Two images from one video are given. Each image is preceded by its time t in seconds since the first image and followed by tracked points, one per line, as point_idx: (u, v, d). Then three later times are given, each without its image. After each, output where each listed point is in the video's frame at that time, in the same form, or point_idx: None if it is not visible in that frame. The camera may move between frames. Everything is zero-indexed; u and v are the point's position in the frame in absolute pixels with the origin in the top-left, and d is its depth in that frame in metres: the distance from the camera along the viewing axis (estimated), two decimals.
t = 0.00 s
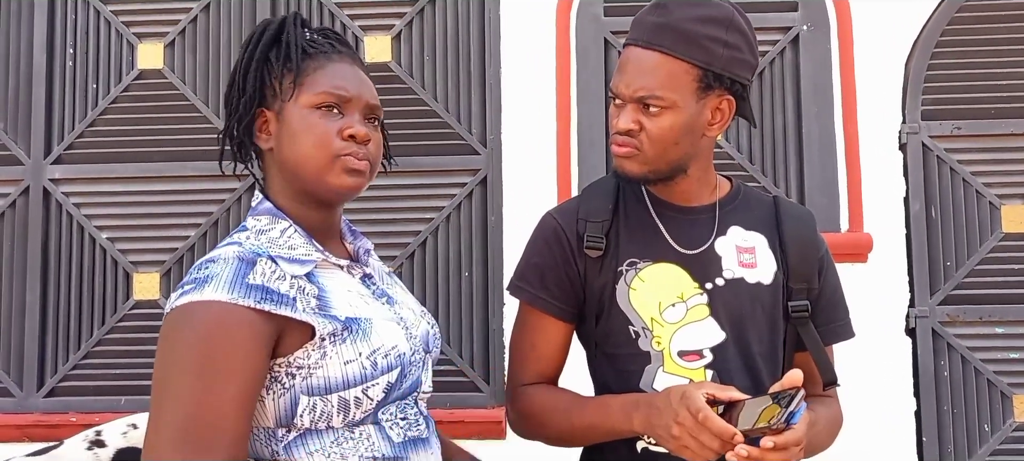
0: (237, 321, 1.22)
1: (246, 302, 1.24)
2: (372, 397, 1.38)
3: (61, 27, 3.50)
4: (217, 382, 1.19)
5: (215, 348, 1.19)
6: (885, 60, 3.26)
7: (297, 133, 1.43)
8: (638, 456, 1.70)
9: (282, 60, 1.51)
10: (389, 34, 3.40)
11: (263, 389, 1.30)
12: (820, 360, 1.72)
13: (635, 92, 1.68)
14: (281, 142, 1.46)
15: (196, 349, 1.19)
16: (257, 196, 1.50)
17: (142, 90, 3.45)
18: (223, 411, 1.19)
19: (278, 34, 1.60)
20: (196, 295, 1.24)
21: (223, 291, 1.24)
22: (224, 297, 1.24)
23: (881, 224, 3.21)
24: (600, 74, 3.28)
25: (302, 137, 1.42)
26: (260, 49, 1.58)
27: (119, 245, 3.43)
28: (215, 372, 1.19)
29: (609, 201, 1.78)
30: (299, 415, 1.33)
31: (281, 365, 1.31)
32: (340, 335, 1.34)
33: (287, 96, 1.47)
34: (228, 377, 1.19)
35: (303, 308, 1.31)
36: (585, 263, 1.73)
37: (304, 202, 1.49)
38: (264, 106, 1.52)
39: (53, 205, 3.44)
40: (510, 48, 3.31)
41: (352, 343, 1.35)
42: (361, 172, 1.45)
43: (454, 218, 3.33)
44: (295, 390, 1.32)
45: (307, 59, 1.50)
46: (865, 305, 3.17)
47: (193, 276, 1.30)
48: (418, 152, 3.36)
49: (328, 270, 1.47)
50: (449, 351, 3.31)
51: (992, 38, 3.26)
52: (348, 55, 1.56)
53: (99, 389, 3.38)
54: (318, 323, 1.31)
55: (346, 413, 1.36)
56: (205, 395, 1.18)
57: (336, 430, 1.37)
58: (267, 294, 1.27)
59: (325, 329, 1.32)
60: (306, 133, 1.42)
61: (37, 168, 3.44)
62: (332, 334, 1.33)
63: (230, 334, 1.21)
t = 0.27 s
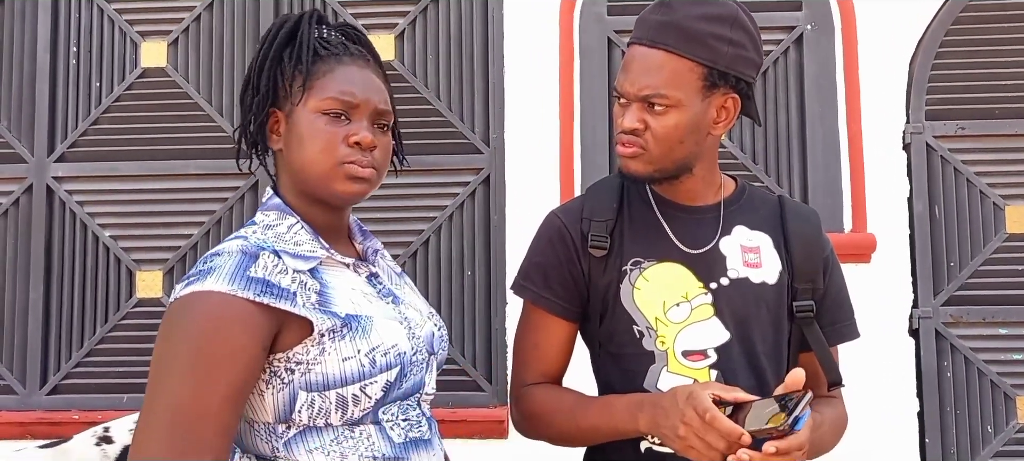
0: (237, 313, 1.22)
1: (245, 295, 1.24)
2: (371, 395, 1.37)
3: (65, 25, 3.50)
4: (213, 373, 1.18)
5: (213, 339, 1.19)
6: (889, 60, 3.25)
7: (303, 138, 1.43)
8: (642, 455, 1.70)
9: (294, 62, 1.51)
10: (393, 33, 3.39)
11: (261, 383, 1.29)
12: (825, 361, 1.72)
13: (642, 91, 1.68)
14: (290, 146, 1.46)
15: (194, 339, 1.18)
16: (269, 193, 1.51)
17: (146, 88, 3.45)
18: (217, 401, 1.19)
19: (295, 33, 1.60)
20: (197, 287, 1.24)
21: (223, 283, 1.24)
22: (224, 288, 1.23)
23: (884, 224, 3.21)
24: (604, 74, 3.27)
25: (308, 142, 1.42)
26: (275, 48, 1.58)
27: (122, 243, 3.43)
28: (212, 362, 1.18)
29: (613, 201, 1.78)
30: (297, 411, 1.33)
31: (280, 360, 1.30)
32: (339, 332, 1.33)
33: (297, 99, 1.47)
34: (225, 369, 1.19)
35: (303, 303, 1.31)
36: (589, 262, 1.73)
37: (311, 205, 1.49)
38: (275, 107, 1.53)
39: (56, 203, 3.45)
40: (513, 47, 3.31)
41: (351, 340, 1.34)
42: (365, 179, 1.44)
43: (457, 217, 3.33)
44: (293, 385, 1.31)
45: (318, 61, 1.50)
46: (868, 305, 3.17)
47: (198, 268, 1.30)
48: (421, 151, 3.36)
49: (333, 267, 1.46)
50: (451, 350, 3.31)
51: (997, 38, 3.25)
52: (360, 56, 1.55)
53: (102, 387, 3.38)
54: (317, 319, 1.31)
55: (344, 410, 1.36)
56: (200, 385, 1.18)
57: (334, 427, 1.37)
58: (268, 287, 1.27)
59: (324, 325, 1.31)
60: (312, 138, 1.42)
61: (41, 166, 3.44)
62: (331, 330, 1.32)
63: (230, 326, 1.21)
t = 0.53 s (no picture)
0: (245, 296, 1.22)
1: (257, 281, 1.24)
2: (377, 388, 1.36)
3: (70, 14, 3.50)
4: (220, 356, 1.18)
5: (221, 322, 1.19)
6: (895, 56, 3.24)
7: (319, 132, 1.44)
8: (645, 448, 1.70)
9: (313, 55, 1.51)
10: (398, 25, 3.39)
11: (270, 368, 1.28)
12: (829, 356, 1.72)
13: (650, 83, 1.67)
14: (309, 141, 1.47)
15: (202, 322, 1.19)
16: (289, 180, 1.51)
17: (150, 78, 3.45)
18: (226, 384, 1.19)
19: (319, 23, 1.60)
20: (211, 269, 1.24)
21: (236, 267, 1.24)
22: (236, 272, 1.24)
23: (889, 220, 3.20)
24: (609, 67, 3.26)
25: (323, 137, 1.43)
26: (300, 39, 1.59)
27: (126, 233, 3.43)
28: (219, 345, 1.19)
29: (620, 194, 1.77)
30: (303, 399, 1.32)
31: (289, 347, 1.30)
32: (349, 323, 1.33)
33: (315, 93, 1.48)
34: (232, 352, 1.19)
35: (315, 291, 1.31)
36: (594, 255, 1.73)
37: (330, 199, 1.49)
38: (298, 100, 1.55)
39: (60, 192, 3.45)
40: (518, 40, 3.30)
41: (361, 332, 1.34)
42: (377, 173, 1.43)
43: (461, 210, 3.33)
44: (302, 372, 1.30)
45: (336, 54, 1.49)
46: (872, 301, 3.17)
47: (213, 248, 1.30)
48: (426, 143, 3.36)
49: (349, 258, 1.45)
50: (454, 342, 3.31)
51: (1004, 34, 3.23)
52: (382, 49, 1.53)
53: (105, 376, 3.39)
54: (327, 308, 1.31)
55: (350, 401, 1.35)
56: (208, 368, 1.18)
57: (338, 417, 1.36)
58: (280, 273, 1.27)
59: (334, 315, 1.31)
60: (327, 133, 1.43)
61: (45, 155, 3.44)
62: (341, 320, 1.32)
63: (238, 308, 1.21)
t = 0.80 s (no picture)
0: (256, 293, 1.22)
1: (271, 276, 1.23)
2: (384, 389, 1.36)
3: (69, 15, 3.50)
4: (233, 353, 1.18)
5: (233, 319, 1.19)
6: (894, 55, 3.24)
7: (320, 135, 1.46)
8: (645, 448, 1.70)
9: (320, 58, 1.53)
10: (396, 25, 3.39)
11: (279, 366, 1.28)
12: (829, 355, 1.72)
13: (651, 83, 1.67)
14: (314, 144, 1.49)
15: (214, 319, 1.18)
16: (303, 176, 1.51)
17: (149, 79, 3.45)
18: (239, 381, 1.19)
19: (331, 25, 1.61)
20: (224, 261, 1.24)
21: (249, 260, 1.24)
22: (249, 266, 1.23)
23: (888, 219, 3.20)
24: (608, 67, 3.26)
25: (323, 140, 1.45)
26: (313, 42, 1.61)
27: (125, 234, 3.43)
28: (232, 342, 1.18)
29: (620, 193, 1.77)
30: (310, 397, 1.31)
31: (299, 345, 1.29)
32: (359, 323, 1.33)
33: (319, 96, 1.50)
34: (245, 349, 1.19)
35: (327, 289, 1.31)
36: (595, 254, 1.73)
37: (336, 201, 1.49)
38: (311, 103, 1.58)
39: (59, 193, 3.45)
40: (517, 40, 3.30)
41: (369, 332, 1.33)
42: (374, 175, 1.42)
43: (460, 210, 3.33)
44: (309, 371, 1.30)
45: (339, 57, 1.50)
46: (871, 300, 3.17)
47: (227, 239, 1.30)
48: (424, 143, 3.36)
49: (360, 257, 1.45)
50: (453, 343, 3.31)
51: (1003, 33, 3.23)
52: (388, 50, 1.51)
53: (104, 377, 3.39)
54: (338, 307, 1.30)
55: (357, 401, 1.34)
56: (220, 365, 1.18)
57: (344, 417, 1.36)
58: (293, 269, 1.27)
59: (344, 314, 1.31)
60: (325, 136, 1.44)
61: (44, 156, 3.44)
62: (351, 320, 1.32)
63: (249, 305, 1.21)
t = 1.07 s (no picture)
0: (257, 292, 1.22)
1: (270, 277, 1.23)
2: (386, 389, 1.36)
3: (66, 15, 3.50)
4: (232, 352, 1.18)
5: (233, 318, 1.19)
6: (891, 58, 3.25)
7: (318, 138, 1.46)
8: (643, 448, 1.70)
9: (320, 60, 1.53)
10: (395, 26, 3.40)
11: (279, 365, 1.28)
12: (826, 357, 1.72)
13: (651, 84, 1.68)
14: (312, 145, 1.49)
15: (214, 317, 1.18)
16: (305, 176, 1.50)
17: (147, 79, 3.44)
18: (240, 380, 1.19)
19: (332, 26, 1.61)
20: (224, 261, 1.23)
21: (248, 261, 1.23)
22: (248, 266, 1.23)
23: (884, 222, 3.21)
24: (606, 69, 3.27)
25: (322, 143, 1.45)
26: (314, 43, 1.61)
27: (121, 234, 3.42)
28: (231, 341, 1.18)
29: (619, 194, 1.78)
30: (311, 397, 1.31)
31: (300, 345, 1.29)
32: (360, 323, 1.33)
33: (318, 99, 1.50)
34: (246, 349, 1.19)
35: (327, 290, 1.31)
36: (594, 255, 1.73)
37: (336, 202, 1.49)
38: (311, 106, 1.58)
39: (56, 193, 3.44)
40: (515, 41, 3.30)
41: (371, 332, 1.33)
42: (372, 179, 1.42)
43: (457, 211, 3.33)
44: (310, 371, 1.30)
45: (338, 59, 1.50)
46: (868, 303, 3.18)
47: (226, 239, 1.29)
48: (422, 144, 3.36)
49: (361, 259, 1.45)
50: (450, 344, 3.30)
51: (1000, 37, 3.24)
52: (388, 51, 1.51)
53: (100, 378, 3.38)
54: (339, 308, 1.30)
55: (359, 402, 1.34)
56: (220, 364, 1.18)
57: (346, 417, 1.36)
58: (292, 270, 1.27)
59: (345, 315, 1.31)
60: (324, 139, 1.44)
61: (41, 156, 3.43)
62: (352, 321, 1.32)
63: (250, 305, 1.20)
